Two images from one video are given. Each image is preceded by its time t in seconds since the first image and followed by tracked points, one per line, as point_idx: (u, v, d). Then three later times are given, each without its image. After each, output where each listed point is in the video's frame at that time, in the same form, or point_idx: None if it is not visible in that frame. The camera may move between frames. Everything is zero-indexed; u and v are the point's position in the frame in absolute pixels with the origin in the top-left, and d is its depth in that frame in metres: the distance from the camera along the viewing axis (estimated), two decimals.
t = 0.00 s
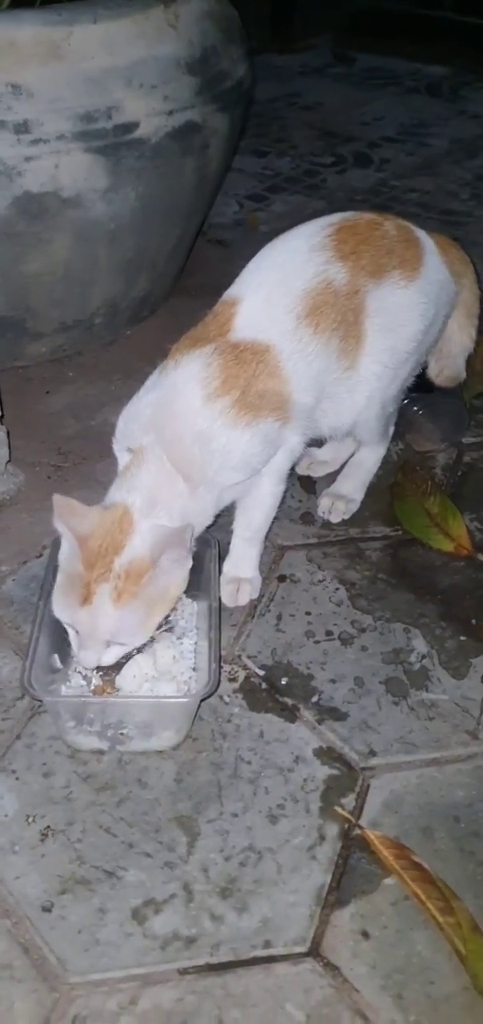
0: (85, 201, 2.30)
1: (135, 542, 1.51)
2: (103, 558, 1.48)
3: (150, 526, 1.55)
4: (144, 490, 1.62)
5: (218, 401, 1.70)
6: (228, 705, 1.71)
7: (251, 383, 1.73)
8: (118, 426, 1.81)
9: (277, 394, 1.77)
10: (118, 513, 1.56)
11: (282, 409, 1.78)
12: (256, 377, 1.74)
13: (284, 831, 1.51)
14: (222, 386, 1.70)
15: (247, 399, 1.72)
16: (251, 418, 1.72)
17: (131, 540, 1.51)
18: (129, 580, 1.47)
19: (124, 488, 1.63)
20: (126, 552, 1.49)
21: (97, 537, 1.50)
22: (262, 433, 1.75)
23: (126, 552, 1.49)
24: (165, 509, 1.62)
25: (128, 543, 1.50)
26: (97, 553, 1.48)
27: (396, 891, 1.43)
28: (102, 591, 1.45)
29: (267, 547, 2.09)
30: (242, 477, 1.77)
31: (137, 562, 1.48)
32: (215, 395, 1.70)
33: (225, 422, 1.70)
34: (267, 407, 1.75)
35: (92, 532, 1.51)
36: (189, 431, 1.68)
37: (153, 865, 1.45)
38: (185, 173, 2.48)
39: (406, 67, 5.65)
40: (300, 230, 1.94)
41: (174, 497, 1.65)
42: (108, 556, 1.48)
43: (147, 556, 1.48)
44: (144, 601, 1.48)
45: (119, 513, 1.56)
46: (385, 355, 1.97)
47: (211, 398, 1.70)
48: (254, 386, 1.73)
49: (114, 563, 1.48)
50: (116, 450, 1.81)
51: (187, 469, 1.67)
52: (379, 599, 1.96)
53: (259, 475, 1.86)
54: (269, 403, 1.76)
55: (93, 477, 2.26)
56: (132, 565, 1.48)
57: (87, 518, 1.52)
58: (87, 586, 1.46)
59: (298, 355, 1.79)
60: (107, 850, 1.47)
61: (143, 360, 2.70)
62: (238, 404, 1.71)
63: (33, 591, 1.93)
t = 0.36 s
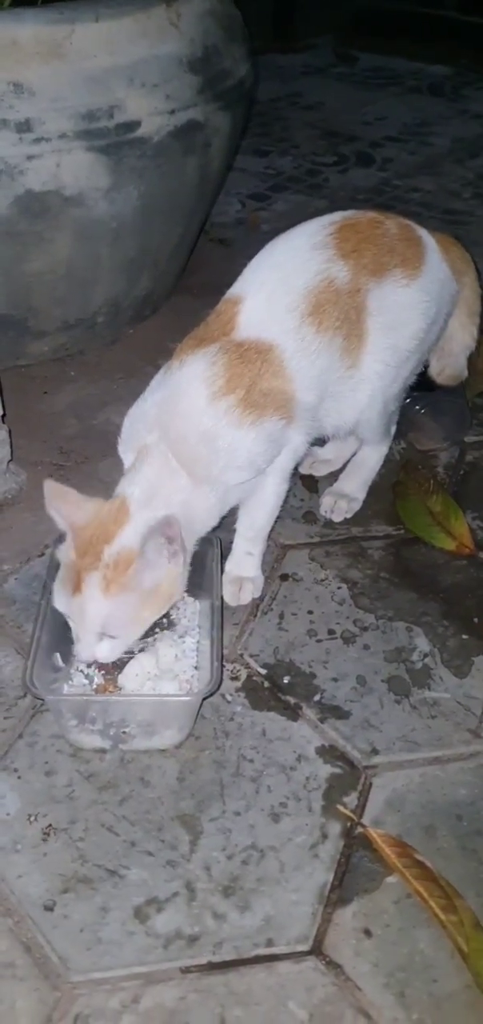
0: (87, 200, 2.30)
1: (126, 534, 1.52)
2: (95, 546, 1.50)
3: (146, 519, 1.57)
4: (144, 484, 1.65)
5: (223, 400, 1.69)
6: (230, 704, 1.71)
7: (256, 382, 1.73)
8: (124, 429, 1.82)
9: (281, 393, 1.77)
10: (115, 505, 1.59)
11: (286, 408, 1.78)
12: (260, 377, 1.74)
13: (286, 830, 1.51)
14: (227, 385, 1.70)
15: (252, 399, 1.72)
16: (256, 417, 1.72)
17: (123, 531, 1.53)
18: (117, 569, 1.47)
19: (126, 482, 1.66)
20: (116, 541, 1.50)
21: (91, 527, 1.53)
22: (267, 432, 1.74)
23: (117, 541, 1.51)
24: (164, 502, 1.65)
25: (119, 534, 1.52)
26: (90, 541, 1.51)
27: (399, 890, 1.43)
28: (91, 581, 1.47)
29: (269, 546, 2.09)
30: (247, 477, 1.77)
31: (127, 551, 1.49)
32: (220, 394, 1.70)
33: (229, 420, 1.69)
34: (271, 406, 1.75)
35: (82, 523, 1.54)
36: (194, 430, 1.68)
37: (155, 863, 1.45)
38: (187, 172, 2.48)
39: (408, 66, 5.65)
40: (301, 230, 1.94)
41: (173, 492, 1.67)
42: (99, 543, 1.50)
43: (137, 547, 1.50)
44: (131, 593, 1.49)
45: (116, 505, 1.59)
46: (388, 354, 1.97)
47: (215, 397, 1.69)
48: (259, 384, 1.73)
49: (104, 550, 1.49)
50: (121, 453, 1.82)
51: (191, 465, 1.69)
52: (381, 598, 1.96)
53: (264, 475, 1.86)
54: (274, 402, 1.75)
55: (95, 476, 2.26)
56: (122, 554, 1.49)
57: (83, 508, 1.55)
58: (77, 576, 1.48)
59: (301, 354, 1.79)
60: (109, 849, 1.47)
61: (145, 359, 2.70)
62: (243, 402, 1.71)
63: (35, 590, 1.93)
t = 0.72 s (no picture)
0: (96, 202, 2.31)
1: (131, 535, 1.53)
2: (102, 548, 1.52)
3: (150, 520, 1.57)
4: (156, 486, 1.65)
5: (235, 399, 1.70)
6: (240, 704, 1.71)
7: (268, 382, 1.73)
8: (136, 429, 1.83)
9: (293, 393, 1.77)
10: (123, 504, 1.61)
11: (298, 408, 1.79)
12: (273, 377, 1.74)
13: (297, 830, 1.51)
14: (240, 384, 1.71)
15: (264, 398, 1.72)
16: (268, 416, 1.73)
17: (129, 532, 1.54)
18: (122, 572, 1.48)
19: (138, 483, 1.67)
20: (122, 543, 1.51)
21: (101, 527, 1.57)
22: (278, 432, 1.75)
23: (123, 543, 1.52)
24: (173, 503, 1.65)
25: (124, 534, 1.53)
26: (98, 543, 1.53)
27: (410, 889, 1.43)
28: (99, 584, 1.48)
29: (277, 546, 2.09)
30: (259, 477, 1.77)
31: (131, 553, 1.50)
32: (233, 393, 1.70)
33: (242, 418, 1.70)
34: (283, 406, 1.75)
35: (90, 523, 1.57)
36: (208, 428, 1.69)
37: (167, 863, 1.46)
38: (195, 173, 2.49)
39: (413, 67, 5.65)
40: (312, 230, 1.95)
41: (185, 492, 1.67)
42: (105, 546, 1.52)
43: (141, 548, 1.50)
44: (138, 593, 1.50)
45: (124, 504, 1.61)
46: (398, 354, 1.97)
47: (228, 396, 1.70)
48: (271, 384, 1.74)
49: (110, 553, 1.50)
50: (133, 454, 1.83)
51: (203, 465, 1.69)
52: (390, 599, 1.96)
53: (276, 475, 1.86)
54: (286, 402, 1.76)
55: (104, 476, 2.26)
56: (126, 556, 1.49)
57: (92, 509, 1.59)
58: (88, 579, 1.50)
59: (313, 354, 1.79)
60: (121, 849, 1.48)
61: (152, 360, 2.71)
62: (256, 401, 1.71)
63: (45, 590, 1.94)
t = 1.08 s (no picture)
0: (98, 203, 2.31)
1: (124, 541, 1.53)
2: (97, 553, 1.54)
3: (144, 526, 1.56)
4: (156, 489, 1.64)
5: (238, 400, 1.70)
6: (243, 705, 1.72)
7: (270, 383, 1.74)
8: (138, 431, 1.84)
9: (295, 394, 1.77)
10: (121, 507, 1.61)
11: (299, 409, 1.79)
12: (275, 377, 1.74)
13: (300, 831, 1.52)
14: (243, 384, 1.71)
15: (266, 399, 1.73)
16: (271, 417, 1.73)
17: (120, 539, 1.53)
18: (113, 580, 1.48)
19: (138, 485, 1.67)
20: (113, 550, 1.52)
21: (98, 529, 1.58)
22: (281, 432, 1.75)
23: (115, 550, 1.52)
24: (174, 506, 1.64)
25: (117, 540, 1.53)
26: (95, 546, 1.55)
27: (412, 890, 1.44)
28: (94, 589, 1.50)
29: (280, 547, 2.09)
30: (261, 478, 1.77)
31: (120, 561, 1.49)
32: (235, 393, 1.70)
33: (244, 419, 1.70)
34: (285, 406, 1.75)
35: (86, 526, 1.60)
36: (210, 429, 1.69)
37: (170, 864, 1.46)
38: (197, 174, 2.49)
39: (414, 67, 5.65)
40: (313, 231, 1.95)
41: (185, 493, 1.66)
42: (99, 551, 1.53)
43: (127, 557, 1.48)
44: (131, 598, 1.49)
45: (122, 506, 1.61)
46: (399, 355, 1.97)
47: (230, 397, 1.70)
48: (273, 384, 1.74)
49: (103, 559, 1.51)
50: (136, 455, 1.84)
51: (205, 466, 1.69)
52: (392, 600, 1.97)
53: (279, 477, 1.86)
54: (288, 402, 1.76)
55: (106, 477, 2.27)
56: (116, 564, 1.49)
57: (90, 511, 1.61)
58: (86, 581, 1.53)
59: (314, 355, 1.80)
60: (124, 850, 1.48)
61: (154, 361, 2.71)
62: (258, 402, 1.71)
63: (48, 591, 1.94)
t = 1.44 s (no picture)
0: (98, 204, 2.31)
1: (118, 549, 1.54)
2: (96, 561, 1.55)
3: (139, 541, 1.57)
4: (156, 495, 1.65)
5: (240, 398, 1.70)
6: (243, 705, 1.72)
7: (272, 381, 1.73)
8: (140, 428, 1.84)
9: (296, 392, 1.77)
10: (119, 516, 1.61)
11: (301, 407, 1.79)
12: (276, 376, 1.74)
13: (300, 831, 1.52)
14: (245, 383, 1.71)
15: (268, 397, 1.73)
16: (273, 415, 1.73)
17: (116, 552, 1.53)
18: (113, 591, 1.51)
19: (140, 488, 1.67)
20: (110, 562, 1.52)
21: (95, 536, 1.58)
22: (282, 431, 1.75)
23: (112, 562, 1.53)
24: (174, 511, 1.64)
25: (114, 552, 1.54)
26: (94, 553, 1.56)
27: (412, 890, 1.44)
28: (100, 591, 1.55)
29: (280, 547, 2.09)
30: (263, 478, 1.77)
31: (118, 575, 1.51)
32: (238, 392, 1.70)
33: (247, 418, 1.70)
34: (286, 405, 1.75)
35: (83, 535, 1.61)
36: (212, 428, 1.69)
37: (170, 864, 1.46)
38: (197, 175, 2.49)
39: (414, 67, 5.65)
40: (313, 230, 1.95)
41: (185, 495, 1.67)
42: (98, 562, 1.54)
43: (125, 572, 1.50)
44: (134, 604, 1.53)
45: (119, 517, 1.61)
46: (399, 354, 1.97)
47: (233, 395, 1.70)
48: (275, 383, 1.74)
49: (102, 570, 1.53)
50: (137, 453, 1.84)
51: (207, 465, 1.69)
52: (392, 600, 1.97)
53: (281, 476, 1.86)
54: (289, 401, 1.76)
55: (106, 477, 2.27)
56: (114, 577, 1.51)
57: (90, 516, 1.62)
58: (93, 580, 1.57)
59: (315, 354, 1.80)
60: (124, 850, 1.48)
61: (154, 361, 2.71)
62: (260, 401, 1.71)
63: (48, 591, 1.94)
